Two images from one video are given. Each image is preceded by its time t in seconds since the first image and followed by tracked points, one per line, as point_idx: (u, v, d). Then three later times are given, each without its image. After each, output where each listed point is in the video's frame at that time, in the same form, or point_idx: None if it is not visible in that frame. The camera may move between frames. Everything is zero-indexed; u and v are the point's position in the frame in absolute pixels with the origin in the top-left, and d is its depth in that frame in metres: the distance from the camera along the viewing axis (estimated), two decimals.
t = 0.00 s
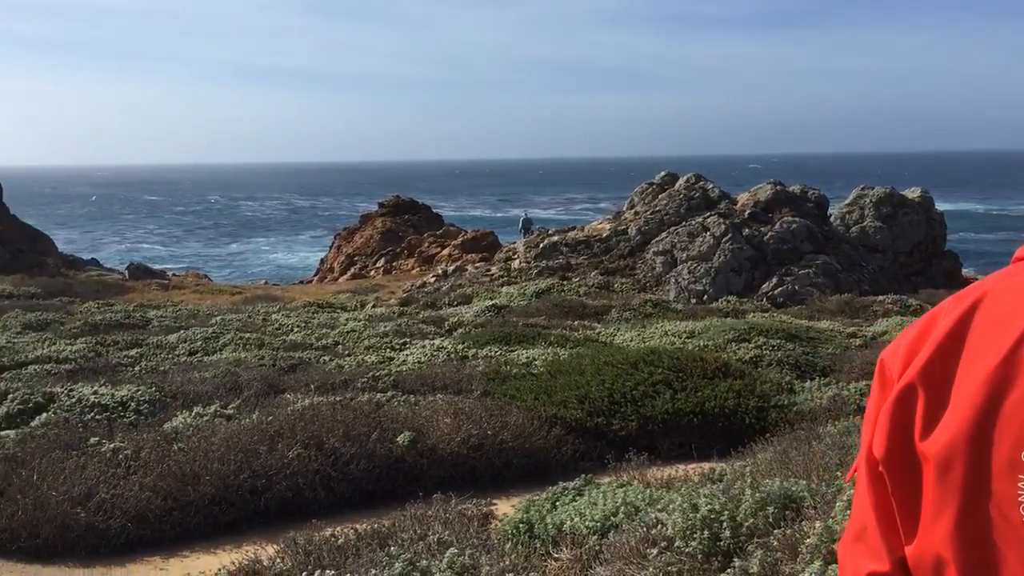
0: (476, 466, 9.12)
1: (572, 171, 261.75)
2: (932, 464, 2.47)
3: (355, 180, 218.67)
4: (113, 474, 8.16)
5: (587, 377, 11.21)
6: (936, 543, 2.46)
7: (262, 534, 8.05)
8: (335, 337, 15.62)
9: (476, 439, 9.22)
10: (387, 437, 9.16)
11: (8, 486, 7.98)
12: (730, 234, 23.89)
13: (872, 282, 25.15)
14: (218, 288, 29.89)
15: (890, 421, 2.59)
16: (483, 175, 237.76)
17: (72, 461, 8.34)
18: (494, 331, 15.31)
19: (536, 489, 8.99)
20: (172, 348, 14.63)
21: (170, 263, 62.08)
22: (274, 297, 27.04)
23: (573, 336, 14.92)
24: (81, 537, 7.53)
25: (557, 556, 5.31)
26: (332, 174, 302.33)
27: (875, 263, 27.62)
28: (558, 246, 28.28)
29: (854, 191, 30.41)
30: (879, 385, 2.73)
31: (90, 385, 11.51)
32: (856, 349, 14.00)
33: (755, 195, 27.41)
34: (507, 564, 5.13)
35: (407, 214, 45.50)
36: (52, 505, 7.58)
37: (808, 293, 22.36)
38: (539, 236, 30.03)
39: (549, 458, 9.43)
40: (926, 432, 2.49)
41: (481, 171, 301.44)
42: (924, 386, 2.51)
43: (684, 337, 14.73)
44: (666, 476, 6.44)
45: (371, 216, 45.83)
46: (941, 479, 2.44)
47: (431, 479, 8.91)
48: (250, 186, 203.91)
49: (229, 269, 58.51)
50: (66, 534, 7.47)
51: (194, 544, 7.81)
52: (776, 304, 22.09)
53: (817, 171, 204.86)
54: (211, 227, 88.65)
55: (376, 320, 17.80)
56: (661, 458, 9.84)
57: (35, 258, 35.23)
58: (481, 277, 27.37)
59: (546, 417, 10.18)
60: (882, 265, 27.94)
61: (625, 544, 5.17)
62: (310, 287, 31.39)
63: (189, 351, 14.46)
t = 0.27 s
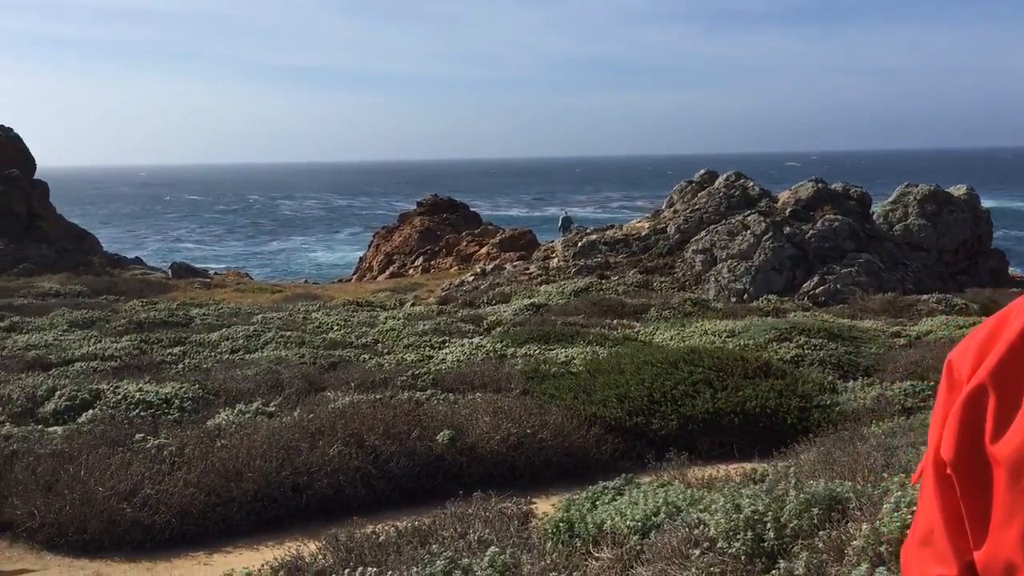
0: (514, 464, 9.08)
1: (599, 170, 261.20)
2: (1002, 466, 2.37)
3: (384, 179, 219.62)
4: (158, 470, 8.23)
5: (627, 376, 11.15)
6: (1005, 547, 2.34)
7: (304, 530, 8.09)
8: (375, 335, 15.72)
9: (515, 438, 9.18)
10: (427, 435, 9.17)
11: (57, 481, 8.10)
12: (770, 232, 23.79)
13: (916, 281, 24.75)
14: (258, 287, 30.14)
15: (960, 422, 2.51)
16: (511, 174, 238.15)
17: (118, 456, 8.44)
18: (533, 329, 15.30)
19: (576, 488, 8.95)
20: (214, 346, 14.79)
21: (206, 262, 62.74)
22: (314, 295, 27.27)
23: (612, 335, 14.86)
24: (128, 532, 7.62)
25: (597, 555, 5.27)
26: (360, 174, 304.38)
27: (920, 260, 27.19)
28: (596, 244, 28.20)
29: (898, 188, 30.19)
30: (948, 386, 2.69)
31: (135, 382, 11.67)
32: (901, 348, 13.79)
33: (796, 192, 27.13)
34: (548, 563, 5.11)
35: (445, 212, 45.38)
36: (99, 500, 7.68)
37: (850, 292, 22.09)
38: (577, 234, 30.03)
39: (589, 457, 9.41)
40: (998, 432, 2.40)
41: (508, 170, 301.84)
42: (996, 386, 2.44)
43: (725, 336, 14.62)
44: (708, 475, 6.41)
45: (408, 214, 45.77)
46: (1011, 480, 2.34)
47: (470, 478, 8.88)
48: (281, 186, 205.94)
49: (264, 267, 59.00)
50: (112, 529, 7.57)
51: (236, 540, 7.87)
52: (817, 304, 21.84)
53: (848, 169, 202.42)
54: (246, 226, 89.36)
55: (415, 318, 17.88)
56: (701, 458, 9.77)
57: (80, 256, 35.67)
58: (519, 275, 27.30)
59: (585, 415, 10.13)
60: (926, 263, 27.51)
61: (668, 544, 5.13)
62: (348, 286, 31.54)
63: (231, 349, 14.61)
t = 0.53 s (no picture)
0: (550, 463, 9.03)
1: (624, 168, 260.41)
2: None
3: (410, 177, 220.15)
4: (198, 466, 8.28)
5: (663, 375, 11.06)
6: None
7: (341, 527, 8.09)
8: (411, 333, 15.76)
9: (550, 436, 9.12)
10: (463, 433, 9.15)
11: (98, 476, 8.20)
12: (808, 229, 23.68)
13: (957, 278, 24.35)
14: (294, 285, 30.34)
15: None
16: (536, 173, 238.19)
17: (158, 452, 8.52)
18: (568, 327, 15.26)
19: (613, 487, 8.89)
20: (251, 344, 14.91)
21: (238, 260, 63.27)
22: (349, 293, 27.40)
23: (648, 333, 14.78)
24: (167, 528, 7.69)
25: (635, 555, 5.22)
26: (385, 173, 305.91)
27: (963, 257, 26.67)
28: (631, 241, 28.03)
29: (940, 183, 30.02)
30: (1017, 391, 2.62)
31: (174, 379, 11.80)
32: (942, 347, 13.58)
33: (835, 188, 26.82)
34: (586, 562, 5.08)
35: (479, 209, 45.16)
36: (139, 496, 7.76)
37: (890, 290, 21.85)
38: (612, 231, 29.96)
39: (625, 455, 9.37)
40: None
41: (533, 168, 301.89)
42: None
43: (762, 334, 14.50)
44: (746, 475, 6.36)
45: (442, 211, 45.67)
46: None
47: (507, 476, 8.84)
48: (308, 185, 207.53)
49: (296, 265, 59.35)
50: (153, 524, 7.64)
51: (274, 536, 7.90)
52: (856, 301, 21.61)
53: (877, 164, 200.06)
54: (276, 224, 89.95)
55: (450, 316, 17.92)
56: (740, 458, 9.69)
57: (120, 254, 36.06)
58: (554, 273, 27.07)
59: (621, 414, 10.06)
60: (969, 260, 27.00)
61: (706, 543, 5.08)
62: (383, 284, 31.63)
63: (268, 347, 14.72)
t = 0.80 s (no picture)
0: (584, 460, 9.04)
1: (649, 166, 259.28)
2: None
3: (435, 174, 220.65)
4: (235, 461, 8.38)
5: (697, 373, 10.99)
6: None
7: (376, 522, 8.14)
8: (444, 331, 15.82)
9: (584, 434, 9.12)
10: (497, 430, 9.18)
11: (139, 470, 8.32)
12: (843, 227, 23.57)
13: (995, 277, 23.98)
14: (329, 282, 30.54)
15: None
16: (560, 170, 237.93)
17: (197, 447, 8.62)
18: (601, 325, 15.25)
19: (647, 485, 8.88)
20: (287, 340, 15.04)
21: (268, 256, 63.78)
22: (383, 290, 27.51)
23: (682, 331, 14.73)
24: (206, 521, 7.79)
25: (670, 554, 5.21)
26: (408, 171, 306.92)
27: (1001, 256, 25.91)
28: (665, 239, 27.91)
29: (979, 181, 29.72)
30: None
31: (211, 375, 11.94)
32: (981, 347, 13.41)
33: (872, 185, 26.53)
34: (622, 560, 5.09)
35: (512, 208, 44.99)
36: (179, 489, 7.86)
37: (927, 289, 21.71)
38: (645, 229, 29.88)
39: (658, 453, 9.36)
40: None
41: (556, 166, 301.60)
42: None
43: (797, 333, 14.40)
44: (781, 474, 6.34)
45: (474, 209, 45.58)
46: None
47: (541, 473, 8.85)
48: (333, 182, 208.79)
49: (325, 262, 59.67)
50: (192, 518, 7.75)
51: (310, 530, 7.97)
52: (892, 300, 21.49)
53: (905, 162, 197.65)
54: (305, 221, 90.44)
55: (483, 314, 17.97)
56: (775, 457, 9.65)
57: (158, 251, 36.50)
58: (586, 271, 26.91)
59: (654, 412, 10.04)
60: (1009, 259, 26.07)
61: (742, 543, 5.08)
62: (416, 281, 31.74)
63: (303, 343, 14.84)
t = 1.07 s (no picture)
0: (616, 460, 9.00)
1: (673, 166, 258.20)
2: None
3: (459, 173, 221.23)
4: (270, 457, 8.43)
5: (731, 373, 10.87)
6: None
7: (408, 520, 8.16)
8: (476, 329, 15.83)
9: (616, 433, 9.09)
10: (529, 429, 9.15)
11: (175, 465, 8.39)
12: (881, 227, 23.25)
13: None
14: (360, 280, 30.68)
15: None
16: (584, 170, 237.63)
17: (232, 443, 8.68)
18: (633, 324, 15.19)
19: (679, 487, 8.83)
20: (320, 338, 15.12)
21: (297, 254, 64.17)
22: (415, 289, 27.58)
23: (716, 331, 14.65)
24: (240, 517, 7.84)
25: (704, 555, 5.17)
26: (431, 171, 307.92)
27: None
28: (698, 239, 27.77)
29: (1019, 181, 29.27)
30: None
31: (247, 372, 12.03)
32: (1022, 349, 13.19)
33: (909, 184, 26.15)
34: (656, 561, 5.05)
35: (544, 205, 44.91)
36: (214, 485, 7.93)
37: (966, 290, 21.36)
38: (678, 229, 29.77)
39: (692, 454, 9.30)
40: None
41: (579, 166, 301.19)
42: None
43: (832, 333, 14.26)
44: (817, 476, 6.29)
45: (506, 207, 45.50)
46: None
47: (573, 472, 8.82)
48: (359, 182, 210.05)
49: (353, 260, 59.93)
50: (226, 513, 7.80)
51: (344, 527, 8.00)
52: (930, 301, 21.25)
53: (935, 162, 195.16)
54: (332, 220, 90.86)
55: (515, 313, 17.98)
56: (810, 459, 9.56)
57: (192, 249, 36.86)
58: (619, 271, 26.89)
59: (688, 413, 9.97)
60: None
61: (777, 545, 5.02)
62: (447, 280, 31.77)
63: (336, 341, 14.92)
